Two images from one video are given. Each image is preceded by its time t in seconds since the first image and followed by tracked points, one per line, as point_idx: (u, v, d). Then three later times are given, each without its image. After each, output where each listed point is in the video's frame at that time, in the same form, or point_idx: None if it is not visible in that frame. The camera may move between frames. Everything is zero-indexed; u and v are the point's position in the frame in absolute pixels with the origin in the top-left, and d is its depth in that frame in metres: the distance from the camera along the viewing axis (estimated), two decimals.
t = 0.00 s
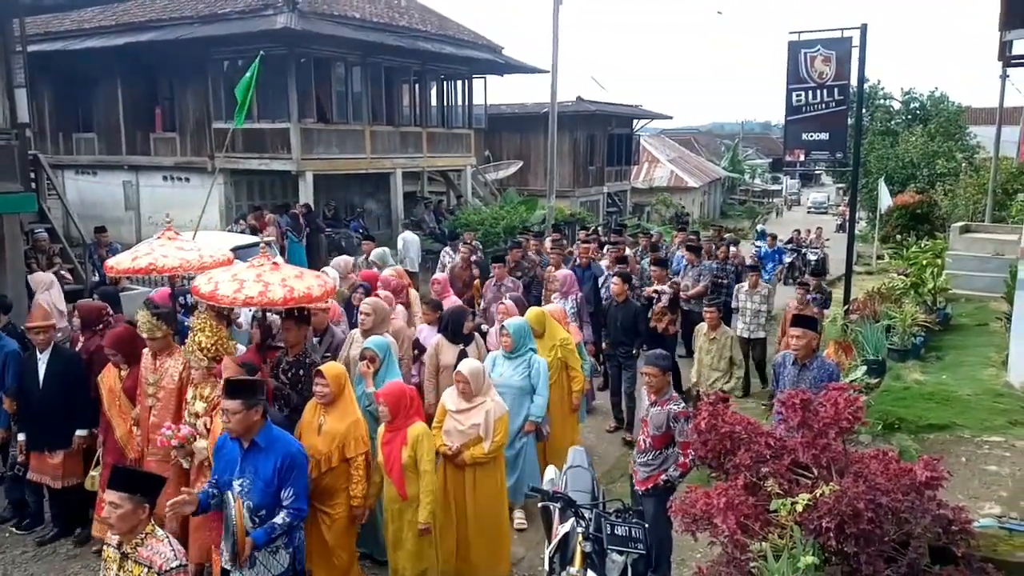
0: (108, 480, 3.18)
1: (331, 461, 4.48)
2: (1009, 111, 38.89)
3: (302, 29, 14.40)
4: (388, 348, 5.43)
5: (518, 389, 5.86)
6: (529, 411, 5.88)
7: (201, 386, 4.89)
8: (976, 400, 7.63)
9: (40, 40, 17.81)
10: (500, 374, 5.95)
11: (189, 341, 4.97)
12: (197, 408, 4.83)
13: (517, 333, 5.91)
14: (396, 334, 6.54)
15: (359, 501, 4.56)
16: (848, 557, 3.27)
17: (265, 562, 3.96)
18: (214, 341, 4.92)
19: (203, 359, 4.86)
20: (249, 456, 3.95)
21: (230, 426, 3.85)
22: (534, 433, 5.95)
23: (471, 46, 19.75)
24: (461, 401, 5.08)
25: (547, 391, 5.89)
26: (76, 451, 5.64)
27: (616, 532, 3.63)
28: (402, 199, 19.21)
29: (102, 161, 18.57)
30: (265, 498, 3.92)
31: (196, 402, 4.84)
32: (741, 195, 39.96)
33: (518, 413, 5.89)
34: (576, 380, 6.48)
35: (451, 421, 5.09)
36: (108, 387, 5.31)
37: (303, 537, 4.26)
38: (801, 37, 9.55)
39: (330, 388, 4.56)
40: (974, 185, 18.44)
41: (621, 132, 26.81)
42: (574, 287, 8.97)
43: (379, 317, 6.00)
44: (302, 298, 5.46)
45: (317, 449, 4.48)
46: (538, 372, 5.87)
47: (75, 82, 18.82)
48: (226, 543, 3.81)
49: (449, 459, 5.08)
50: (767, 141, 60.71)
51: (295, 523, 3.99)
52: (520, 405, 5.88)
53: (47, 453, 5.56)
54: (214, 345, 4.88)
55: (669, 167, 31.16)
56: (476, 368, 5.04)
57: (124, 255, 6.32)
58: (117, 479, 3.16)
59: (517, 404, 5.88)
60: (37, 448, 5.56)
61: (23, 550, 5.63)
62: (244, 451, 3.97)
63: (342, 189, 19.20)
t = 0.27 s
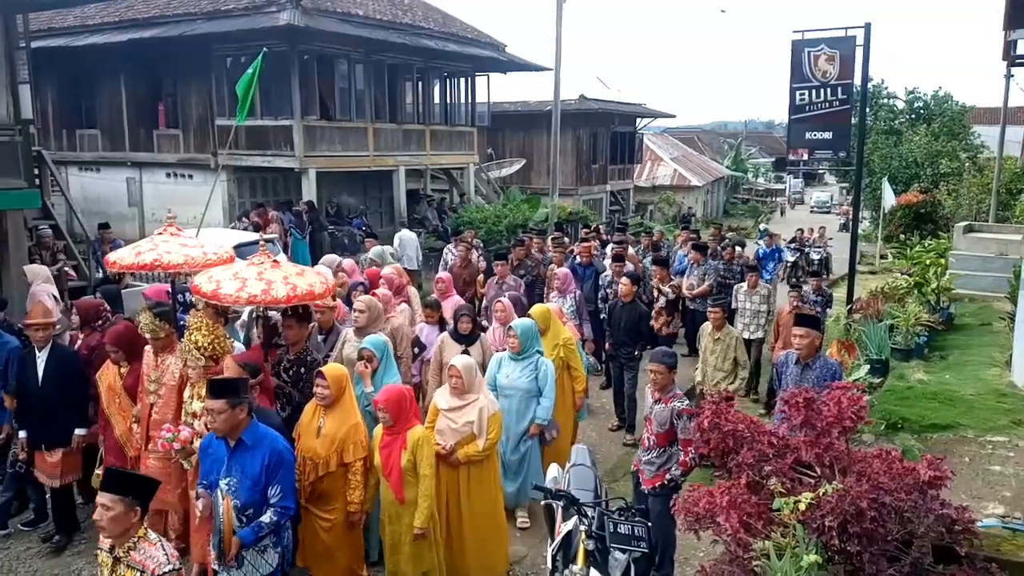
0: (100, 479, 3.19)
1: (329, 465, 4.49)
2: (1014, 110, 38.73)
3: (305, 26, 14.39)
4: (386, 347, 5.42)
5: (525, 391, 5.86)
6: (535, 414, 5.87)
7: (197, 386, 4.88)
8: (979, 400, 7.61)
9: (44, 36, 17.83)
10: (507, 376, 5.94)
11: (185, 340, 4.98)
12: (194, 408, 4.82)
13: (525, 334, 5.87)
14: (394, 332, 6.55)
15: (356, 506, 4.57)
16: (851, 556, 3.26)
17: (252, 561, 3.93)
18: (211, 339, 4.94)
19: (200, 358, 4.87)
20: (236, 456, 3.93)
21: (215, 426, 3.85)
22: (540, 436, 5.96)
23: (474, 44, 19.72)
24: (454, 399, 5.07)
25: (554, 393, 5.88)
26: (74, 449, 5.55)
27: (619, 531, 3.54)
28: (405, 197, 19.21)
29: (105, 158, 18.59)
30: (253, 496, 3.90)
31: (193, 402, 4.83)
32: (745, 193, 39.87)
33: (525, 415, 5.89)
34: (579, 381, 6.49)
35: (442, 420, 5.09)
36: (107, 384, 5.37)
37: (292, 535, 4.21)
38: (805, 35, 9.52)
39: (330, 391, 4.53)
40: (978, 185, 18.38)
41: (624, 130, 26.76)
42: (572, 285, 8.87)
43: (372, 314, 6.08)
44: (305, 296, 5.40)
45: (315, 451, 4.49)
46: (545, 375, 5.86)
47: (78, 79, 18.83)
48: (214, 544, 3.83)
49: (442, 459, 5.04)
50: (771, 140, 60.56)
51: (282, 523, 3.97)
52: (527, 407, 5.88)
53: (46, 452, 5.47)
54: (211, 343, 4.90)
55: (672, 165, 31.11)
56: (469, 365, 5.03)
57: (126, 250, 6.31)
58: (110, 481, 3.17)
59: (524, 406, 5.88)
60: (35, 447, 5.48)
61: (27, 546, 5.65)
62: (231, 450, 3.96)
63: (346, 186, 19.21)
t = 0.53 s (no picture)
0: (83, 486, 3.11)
1: (329, 467, 4.45)
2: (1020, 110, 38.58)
3: (311, 26, 14.42)
4: (387, 348, 5.39)
5: (530, 393, 5.85)
6: (540, 415, 5.87)
7: (194, 386, 4.93)
8: (985, 399, 7.59)
9: (50, 37, 17.89)
10: (511, 377, 5.92)
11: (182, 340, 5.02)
12: (191, 408, 4.85)
13: (528, 335, 5.86)
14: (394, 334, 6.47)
15: (355, 510, 4.53)
16: (855, 556, 3.26)
17: (248, 562, 3.82)
18: (207, 339, 4.97)
19: (197, 359, 4.92)
20: (229, 458, 3.78)
21: (207, 426, 3.70)
22: (545, 437, 5.96)
23: (478, 43, 19.73)
24: (446, 399, 5.09)
25: (559, 395, 5.88)
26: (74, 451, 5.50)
27: (623, 529, 3.58)
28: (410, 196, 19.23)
29: (111, 158, 18.64)
30: (247, 498, 3.75)
31: (190, 402, 4.86)
32: (750, 192, 39.78)
33: (530, 416, 5.87)
34: (582, 383, 6.49)
35: (436, 421, 5.07)
36: (105, 384, 5.36)
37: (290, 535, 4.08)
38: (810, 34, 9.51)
39: (329, 392, 4.47)
40: (984, 184, 18.31)
41: (629, 130, 26.74)
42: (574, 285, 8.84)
43: (371, 315, 5.91)
44: (303, 294, 5.41)
45: (314, 453, 4.46)
46: (550, 376, 5.87)
47: (84, 79, 18.89)
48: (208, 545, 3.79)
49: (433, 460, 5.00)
50: (776, 139, 60.44)
51: (278, 524, 3.83)
52: (532, 409, 5.87)
53: (45, 453, 5.44)
54: (208, 343, 4.94)
55: (677, 165, 31.07)
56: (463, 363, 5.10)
57: (129, 249, 6.33)
58: (92, 487, 3.09)
59: (529, 408, 5.87)
60: (35, 447, 5.45)
61: (34, 544, 5.68)
62: (225, 451, 3.79)
63: (351, 186, 19.24)
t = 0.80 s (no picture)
0: (77, 484, 3.03)
1: (339, 465, 4.46)
2: None
3: (327, 24, 14.47)
4: (401, 348, 5.39)
5: (544, 391, 5.83)
6: (555, 414, 5.85)
7: (205, 384, 4.97)
8: (1005, 400, 7.52)
9: (70, 35, 18.06)
10: (526, 376, 5.90)
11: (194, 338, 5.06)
12: (202, 406, 4.89)
13: (539, 334, 5.86)
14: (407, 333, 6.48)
15: (362, 509, 4.47)
16: (874, 557, 3.24)
17: (255, 565, 3.78)
18: (219, 336, 5.02)
19: (209, 356, 4.98)
20: (239, 459, 3.76)
21: (217, 426, 3.68)
22: (561, 437, 5.93)
23: (493, 41, 19.72)
24: (451, 399, 5.06)
25: (573, 394, 5.85)
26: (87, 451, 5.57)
27: (639, 528, 3.58)
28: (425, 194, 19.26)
29: (129, 155, 18.80)
30: (255, 501, 3.72)
31: (201, 400, 4.90)
32: (766, 191, 39.53)
33: (545, 416, 5.85)
34: (600, 386, 6.45)
35: (441, 421, 5.05)
36: (114, 381, 5.42)
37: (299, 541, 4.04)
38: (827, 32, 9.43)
39: (338, 391, 4.46)
40: (1004, 182, 18.10)
41: (644, 128, 26.66)
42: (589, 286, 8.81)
43: (383, 314, 5.92)
44: (317, 294, 5.42)
45: (326, 452, 4.48)
46: (564, 374, 5.84)
47: (103, 77, 19.06)
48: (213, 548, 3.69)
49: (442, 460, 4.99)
50: (793, 138, 60.04)
51: (286, 529, 3.81)
52: (546, 408, 5.84)
53: (59, 452, 5.52)
54: (220, 341, 4.99)
55: (692, 163, 30.92)
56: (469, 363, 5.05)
57: (146, 245, 6.35)
58: (90, 484, 3.00)
59: (544, 407, 5.85)
60: (49, 445, 5.53)
61: (55, 537, 5.75)
62: (235, 452, 3.78)
63: (366, 184, 19.30)
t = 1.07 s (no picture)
0: (71, 489, 3.06)
1: (343, 468, 4.51)
2: None
3: (342, 27, 14.54)
4: (412, 351, 5.42)
5: (554, 393, 5.82)
6: (566, 416, 5.84)
7: (215, 386, 4.99)
8: None
9: (89, 40, 18.25)
10: (535, 378, 5.92)
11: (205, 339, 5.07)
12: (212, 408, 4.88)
13: (546, 336, 5.87)
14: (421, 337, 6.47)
15: (370, 510, 4.54)
16: (890, 559, 3.22)
17: None
18: (230, 339, 5.01)
19: (219, 358, 4.96)
20: (246, 466, 3.69)
21: (223, 433, 3.59)
22: (573, 438, 5.92)
23: (507, 42, 19.73)
24: (462, 402, 5.05)
25: (583, 395, 5.84)
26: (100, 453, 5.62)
27: (653, 529, 3.63)
28: (439, 195, 19.30)
29: (147, 158, 18.96)
30: (259, 510, 3.65)
31: (211, 402, 4.90)
32: (782, 191, 39.28)
33: (555, 418, 5.83)
34: (616, 390, 6.44)
35: (454, 425, 5.06)
36: (120, 383, 5.44)
37: (304, 550, 3.96)
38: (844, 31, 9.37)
39: (340, 394, 4.51)
40: None
41: (658, 128, 26.59)
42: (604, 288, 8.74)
43: (394, 315, 5.92)
44: (330, 297, 5.48)
45: (330, 455, 4.52)
46: (573, 376, 5.84)
47: (121, 81, 19.24)
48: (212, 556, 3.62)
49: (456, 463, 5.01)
50: (809, 138, 59.69)
51: (289, 541, 3.72)
52: (556, 410, 5.83)
53: (72, 455, 5.56)
54: (230, 344, 4.97)
55: (707, 163, 30.81)
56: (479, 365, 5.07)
57: (159, 249, 6.44)
58: (85, 490, 3.04)
59: (554, 409, 5.83)
60: (60, 447, 5.57)
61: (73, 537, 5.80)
62: (242, 459, 3.71)
63: (381, 185, 19.37)
